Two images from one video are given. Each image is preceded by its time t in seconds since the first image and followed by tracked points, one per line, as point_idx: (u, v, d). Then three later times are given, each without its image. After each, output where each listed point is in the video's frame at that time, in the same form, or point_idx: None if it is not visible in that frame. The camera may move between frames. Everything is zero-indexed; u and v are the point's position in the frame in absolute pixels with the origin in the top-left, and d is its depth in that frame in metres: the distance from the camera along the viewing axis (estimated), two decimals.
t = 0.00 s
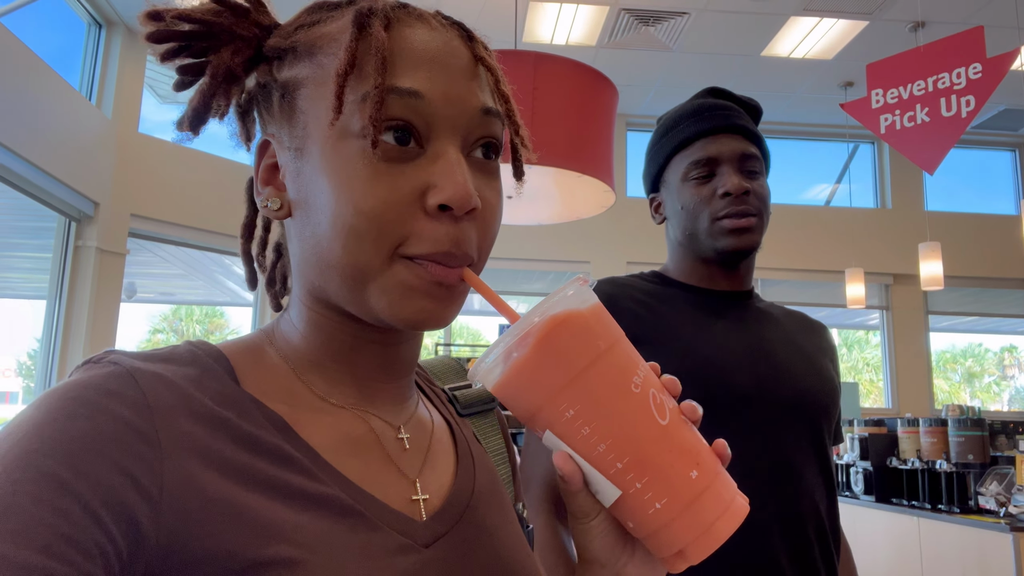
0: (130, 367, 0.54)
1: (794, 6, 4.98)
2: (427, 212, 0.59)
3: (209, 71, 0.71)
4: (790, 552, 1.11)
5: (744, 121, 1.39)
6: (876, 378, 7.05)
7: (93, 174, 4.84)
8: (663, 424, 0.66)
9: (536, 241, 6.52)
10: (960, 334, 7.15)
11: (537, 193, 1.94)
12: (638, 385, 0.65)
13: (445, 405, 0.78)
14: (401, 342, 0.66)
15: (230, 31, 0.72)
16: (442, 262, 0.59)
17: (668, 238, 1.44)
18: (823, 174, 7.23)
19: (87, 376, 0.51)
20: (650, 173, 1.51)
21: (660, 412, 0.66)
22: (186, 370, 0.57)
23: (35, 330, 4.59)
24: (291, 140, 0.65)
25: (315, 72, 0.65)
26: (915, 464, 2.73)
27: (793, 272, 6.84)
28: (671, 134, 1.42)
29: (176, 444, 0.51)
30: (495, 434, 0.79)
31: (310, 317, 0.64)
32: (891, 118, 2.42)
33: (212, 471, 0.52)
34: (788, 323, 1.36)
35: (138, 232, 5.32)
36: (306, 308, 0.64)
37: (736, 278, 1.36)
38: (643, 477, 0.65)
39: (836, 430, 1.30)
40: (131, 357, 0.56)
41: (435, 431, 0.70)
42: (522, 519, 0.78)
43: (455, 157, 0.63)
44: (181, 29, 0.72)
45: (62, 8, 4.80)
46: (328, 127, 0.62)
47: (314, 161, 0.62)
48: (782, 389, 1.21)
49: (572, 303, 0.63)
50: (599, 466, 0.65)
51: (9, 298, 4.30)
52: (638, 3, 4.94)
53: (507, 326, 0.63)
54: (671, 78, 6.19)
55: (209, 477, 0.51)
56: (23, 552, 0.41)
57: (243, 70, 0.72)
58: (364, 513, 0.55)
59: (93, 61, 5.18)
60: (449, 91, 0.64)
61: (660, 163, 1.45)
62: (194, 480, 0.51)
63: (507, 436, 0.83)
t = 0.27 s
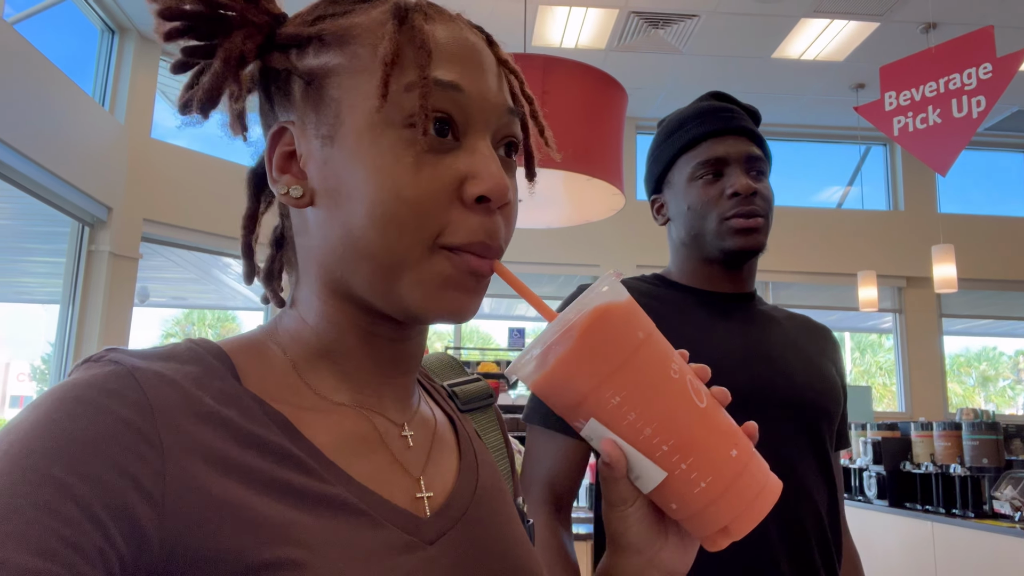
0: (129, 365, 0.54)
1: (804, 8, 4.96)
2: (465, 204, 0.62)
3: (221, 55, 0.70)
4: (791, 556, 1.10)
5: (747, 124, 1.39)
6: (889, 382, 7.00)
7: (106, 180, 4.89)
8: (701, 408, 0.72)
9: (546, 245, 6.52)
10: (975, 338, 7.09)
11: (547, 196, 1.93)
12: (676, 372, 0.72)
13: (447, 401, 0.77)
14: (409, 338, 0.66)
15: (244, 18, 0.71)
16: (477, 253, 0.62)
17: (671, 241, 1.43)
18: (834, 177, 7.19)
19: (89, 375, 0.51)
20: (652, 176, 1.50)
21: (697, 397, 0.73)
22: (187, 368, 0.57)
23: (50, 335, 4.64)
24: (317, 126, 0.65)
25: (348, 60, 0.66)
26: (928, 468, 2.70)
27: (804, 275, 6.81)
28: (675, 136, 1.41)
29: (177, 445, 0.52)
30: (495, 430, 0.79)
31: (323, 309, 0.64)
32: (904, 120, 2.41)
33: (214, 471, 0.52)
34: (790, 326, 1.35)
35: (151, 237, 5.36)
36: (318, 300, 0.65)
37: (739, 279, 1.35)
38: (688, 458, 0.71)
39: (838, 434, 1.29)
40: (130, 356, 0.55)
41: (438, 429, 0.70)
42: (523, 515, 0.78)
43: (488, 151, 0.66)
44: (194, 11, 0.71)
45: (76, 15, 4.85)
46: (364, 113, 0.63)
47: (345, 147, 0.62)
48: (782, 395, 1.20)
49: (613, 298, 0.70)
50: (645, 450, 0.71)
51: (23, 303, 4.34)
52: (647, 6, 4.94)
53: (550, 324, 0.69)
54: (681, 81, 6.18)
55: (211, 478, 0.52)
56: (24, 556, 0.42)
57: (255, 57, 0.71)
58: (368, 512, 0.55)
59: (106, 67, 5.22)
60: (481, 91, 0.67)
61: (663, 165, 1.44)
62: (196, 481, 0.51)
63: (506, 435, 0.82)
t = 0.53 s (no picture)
0: (109, 352, 0.54)
1: (811, 10, 4.94)
2: (466, 190, 0.64)
3: (212, 31, 0.70)
4: (781, 546, 1.10)
5: (734, 114, 1.41)
6: (900, 387, 6.95)
7: (116, 184, 4.92)
8: (703, 390, 0.73)
9: (553, 248, 6.52)
10: (986, 342, 7.04)
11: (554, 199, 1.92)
12: (677, 357, 0.72)
13: (431, 387, 0.77)
14: (393, 323, 0.67)
15: None
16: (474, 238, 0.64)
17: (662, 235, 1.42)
18: (843, 180, 7.16)
19: (68, 362, 0.51)
20: (639, 173, 1.49)
21: (697, 380, 0.74)
22: (166, 355, 0.57)
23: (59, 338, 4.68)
24: (317, 109, 0.65)
25: (351, 47, 0.67)
26: (937, 472, 2.69)
27: (813, 279, 6.78)
28: (662, 129, 1.42)
29: (158, 431, 0.52)
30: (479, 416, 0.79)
31: (310, 292, 0.65)
32: (912, 122, 2.41)
33: (195, 456, 0.53)
34: (770, 332, 1.34)
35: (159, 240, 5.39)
36: (305, 284, 0.65)
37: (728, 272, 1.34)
38: (694, 438, 0.71)
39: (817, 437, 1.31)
40: (109, 342, 0.56)
41: (421, 414, 0.71)
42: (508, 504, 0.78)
43: (484, 142, 0.68)
44: None
45: (86, 21, 4.89)
46: (368, 97, 0.64)
47: (347, 131, 0.63)
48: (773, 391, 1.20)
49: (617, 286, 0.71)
50: (652, 434, 0.71)
51: (33, 307, 4.38)
52: (653, 9, 4.94)
53: (553, 319, 0.70)
54: (687, 84, 6.17)
55: (192, 464, 0.52)
56: None
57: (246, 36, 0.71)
58: (353, 496, 0.55)
59: (116, 72, 5.26)
60: (479, 85, 0.70)
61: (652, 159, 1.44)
62: (176, 468, 0.51)
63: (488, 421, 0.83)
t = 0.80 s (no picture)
0: (96, 343, 0.53)
1: (814, 12, 4.93)
2: (461, 182, 0.64)
3: (205, 18, 0.69)
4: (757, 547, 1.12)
5: (736, 117, 1.40)
6: (905, 391, 6.92)
7: (119, 186, 4.93)
8: (708, 395, 0.72)
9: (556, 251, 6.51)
10: (990, 345, 7.01)
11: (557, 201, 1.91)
12: (681, 362, 0.71)
13: (423, 382, 0.77)
14: (382, 314, 0.67)
15: None
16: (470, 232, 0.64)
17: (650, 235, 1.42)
18: (846, 182, 7.15)
19: (54, 352, 0.51)
20: (636, 170, 1.49)
21: (702, 384, 0.72)
22: (154, 346, 0.57)
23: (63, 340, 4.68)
24: (310, 99, 0.65)
25: (346, 37, 0.66)
26: (942, 475, 2.67)
27: (816, 281, 6.75)
28: (662, 126, 1.41)
29: (144, 423, 0.52)
30: (470, 411, 0.78)
31: (300, 285, 0.64)
32: (917, 124, 2.40)
33: (181, 449, 0.52)
34: (742, 347, 1.35)
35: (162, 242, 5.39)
36: (296, 278, 0.64)
37: (713, 278, 1.34)
38: (697, 443, 0.70)
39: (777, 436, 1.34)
40: (97, 334, 0.55)
41: (411, 409, 0.70)
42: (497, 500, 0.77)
43: (477, 135, 0.68)
44: None
45: (90, 24, 4.91)
46: (362, 87, 0.63)
47: (342, 121, 0.62)
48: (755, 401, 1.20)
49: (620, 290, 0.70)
50: (655, 438, 0.70)
51: (36, 308, 4.38)
52: (656, 11, 4.94)
53: (556, 323, 0.70)
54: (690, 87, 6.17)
55: (179, 456, 0.52)
56: None
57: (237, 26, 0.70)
58: (341, 489, 0.55)
59: (120, 75, 5.27)
60: (472, 78, 0.69)
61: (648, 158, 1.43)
62: (163, 461, 0.51)
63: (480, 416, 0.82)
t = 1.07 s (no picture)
0: (113, 353, 0.53)
1: (815, 14, 4.93)
2: (476, 194, 0.63)
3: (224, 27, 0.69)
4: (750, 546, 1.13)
5: (727, 113, 1.40)
6: (905, 393, 6.92)
7: (120, 188, 4.93)
8: (724, 410, 0.72)
9: (556, 252, 6.51)
10: (991, 347, 7.01)
11: (559, 203, 1.91)
12: (698, 376, 0.71)
13: (434, 391, 0.77)
14: (395, 324, 0.67)
15: None
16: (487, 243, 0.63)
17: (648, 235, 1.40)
18: (846, 184, 7.16)
19: (71, 363, 0.51)
20: (631, 171, 1.47)
21: (718, 399, 0.72)
22: (169, 356, 0.57)
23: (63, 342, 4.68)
24: (328, 109, 0.65)
25: (364, 49, 0.66)
26: (943, 477, 2.67)
27: (816, 283, 6.76)
28: (653, 127, 1.40)
29: (161, 433, 0.51)
30: (481, 420, 0.78)
31: (313, 294, 0.64)
32: (922, 127, 2.40)
33: (197, 458, 0.52)
34: (735, 348, 1.34)
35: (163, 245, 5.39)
36: (310, 287, 0.64)
37: (712, 277, 1.33)
38: (712, 458, 0.70)
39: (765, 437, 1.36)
40: (112, 344, 0.55)
41: (423, 418, 0.70)
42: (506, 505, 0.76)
43: (493, 148, 0.68)
44: None
45: (90, 26, 4.92)
46: (380, 97, 0.63)
47: (359, 132, 0.62)
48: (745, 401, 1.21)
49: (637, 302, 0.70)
50: (670, 451, 0.70)
51: (36, 311, 4.38)
52: (656, 13, 4.94)
53: (573, 333, 0.70)
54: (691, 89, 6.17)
55: (195, 466, 0.51)
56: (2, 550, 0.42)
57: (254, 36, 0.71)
58: (356, 499, 0.55)
59: (121, 77, 5.28)
60: (489, 92, 0.69)
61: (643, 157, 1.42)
62: (180, 471, 0.51)
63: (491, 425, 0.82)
